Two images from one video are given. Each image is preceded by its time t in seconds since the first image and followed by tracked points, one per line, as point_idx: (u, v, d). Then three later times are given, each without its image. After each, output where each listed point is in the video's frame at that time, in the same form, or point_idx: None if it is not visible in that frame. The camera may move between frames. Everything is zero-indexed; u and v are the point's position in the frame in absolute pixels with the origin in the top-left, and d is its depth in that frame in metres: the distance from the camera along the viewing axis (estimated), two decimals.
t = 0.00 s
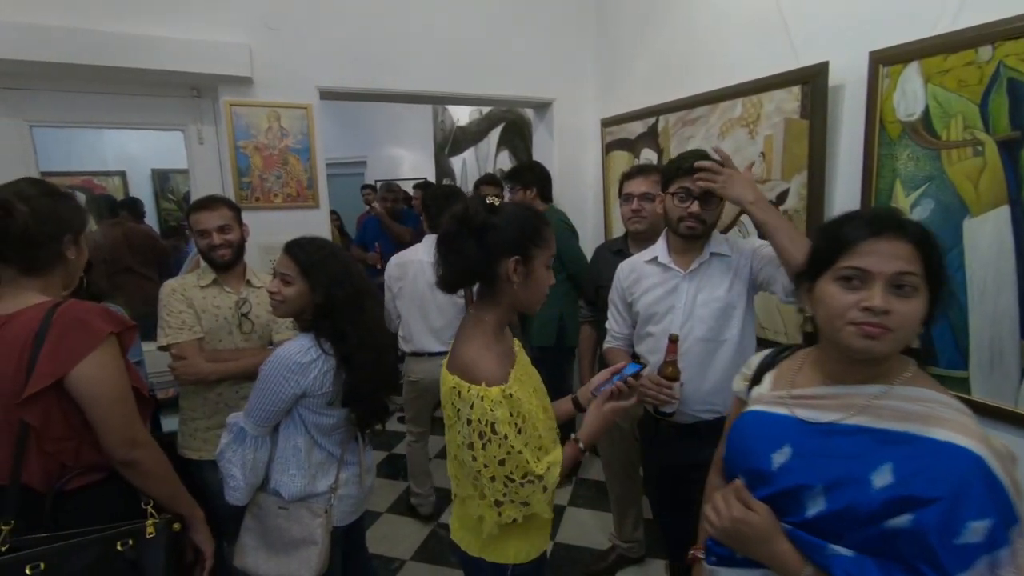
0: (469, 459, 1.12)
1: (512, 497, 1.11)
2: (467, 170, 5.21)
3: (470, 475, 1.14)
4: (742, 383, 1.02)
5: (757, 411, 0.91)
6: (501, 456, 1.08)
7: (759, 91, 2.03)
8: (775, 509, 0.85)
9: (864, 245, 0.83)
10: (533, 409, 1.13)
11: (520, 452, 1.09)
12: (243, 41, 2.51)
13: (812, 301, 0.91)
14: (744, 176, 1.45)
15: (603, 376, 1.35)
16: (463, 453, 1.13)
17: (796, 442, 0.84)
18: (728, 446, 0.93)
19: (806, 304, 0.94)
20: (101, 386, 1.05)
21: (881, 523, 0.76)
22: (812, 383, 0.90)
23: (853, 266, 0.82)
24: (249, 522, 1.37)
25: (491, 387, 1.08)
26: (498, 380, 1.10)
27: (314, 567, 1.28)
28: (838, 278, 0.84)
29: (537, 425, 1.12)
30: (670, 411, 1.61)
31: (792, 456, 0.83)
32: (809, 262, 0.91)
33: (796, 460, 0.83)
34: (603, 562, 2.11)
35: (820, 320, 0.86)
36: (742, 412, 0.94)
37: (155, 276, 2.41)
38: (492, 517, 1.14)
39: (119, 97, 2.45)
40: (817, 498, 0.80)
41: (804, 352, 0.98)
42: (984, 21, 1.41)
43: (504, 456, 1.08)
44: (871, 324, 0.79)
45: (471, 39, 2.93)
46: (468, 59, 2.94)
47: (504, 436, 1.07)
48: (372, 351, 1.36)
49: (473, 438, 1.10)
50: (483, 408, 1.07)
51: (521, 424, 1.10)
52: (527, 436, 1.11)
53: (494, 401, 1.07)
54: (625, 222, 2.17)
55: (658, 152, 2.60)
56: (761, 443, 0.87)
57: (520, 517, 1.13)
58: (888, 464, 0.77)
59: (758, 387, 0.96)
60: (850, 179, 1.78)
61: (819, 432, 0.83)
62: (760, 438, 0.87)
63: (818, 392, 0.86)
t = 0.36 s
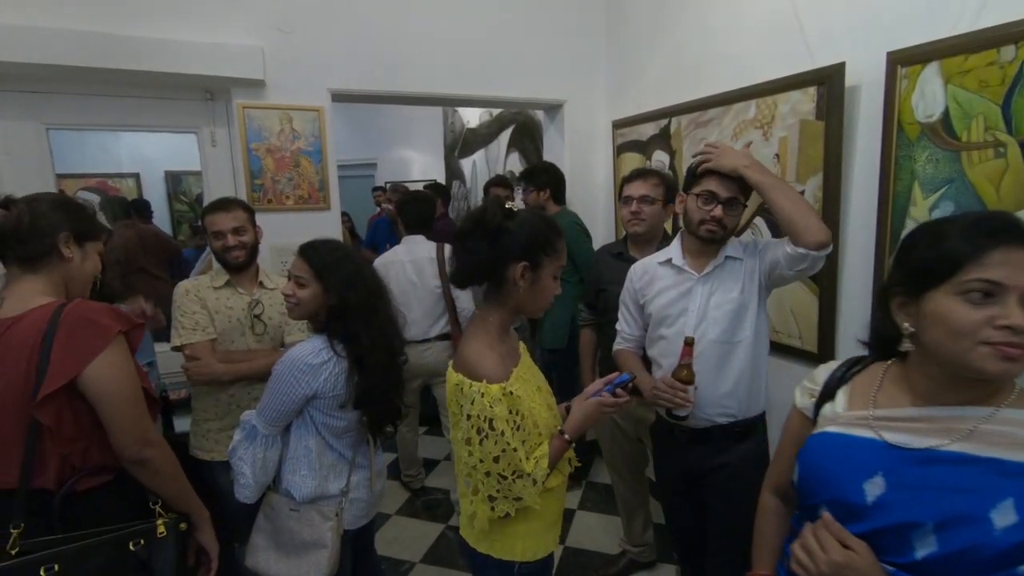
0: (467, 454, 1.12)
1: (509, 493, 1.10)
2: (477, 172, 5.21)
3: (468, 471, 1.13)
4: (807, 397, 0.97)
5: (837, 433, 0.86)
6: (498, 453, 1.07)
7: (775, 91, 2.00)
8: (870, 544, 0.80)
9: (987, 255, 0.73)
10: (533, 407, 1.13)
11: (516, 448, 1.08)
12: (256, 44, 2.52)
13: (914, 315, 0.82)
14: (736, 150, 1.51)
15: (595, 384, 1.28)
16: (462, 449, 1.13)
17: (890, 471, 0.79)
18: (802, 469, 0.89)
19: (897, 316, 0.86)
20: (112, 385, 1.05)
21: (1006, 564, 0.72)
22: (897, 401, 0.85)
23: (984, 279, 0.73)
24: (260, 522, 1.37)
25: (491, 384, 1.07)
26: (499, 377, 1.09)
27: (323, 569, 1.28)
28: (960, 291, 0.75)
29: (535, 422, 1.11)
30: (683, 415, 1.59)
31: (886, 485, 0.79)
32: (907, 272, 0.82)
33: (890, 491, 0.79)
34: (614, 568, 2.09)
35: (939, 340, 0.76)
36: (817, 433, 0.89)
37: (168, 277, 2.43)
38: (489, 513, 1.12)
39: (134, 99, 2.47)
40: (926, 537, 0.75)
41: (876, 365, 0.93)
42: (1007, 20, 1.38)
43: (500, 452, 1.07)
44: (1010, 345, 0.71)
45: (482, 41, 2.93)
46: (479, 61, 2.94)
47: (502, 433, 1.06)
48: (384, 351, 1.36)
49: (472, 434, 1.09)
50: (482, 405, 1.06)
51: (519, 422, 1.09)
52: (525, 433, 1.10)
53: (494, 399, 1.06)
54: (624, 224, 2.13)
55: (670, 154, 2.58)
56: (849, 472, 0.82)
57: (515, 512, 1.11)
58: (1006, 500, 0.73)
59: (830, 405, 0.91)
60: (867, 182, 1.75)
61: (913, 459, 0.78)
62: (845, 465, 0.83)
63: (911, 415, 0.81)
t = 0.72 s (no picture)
0: (471, 454, 1.12)
1: (512, 496, 1.09)
2: (485, 173, 5.21)
3: (472, 471, 1.13)
4: (844, 413, 0.94)
5: (887, 454, 0.84)
6: (503, 452, 1.07)
7: (784, 92, 1.99)
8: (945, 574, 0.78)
9: None
10: (542, 407, 1.12)
11: (520, 447, 1.07)
12: (264, 46, 2.53)
13: (974, 324, 0.79)
14: (761, 160, 1.46)
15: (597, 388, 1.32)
16: (467, 448, 1.13)
17: (954, 495, 0.78)
18: (853, 495, 0.86)
19: (952, 326, 0.82)
20: (103, 390, 1.05)
21: None
22: (949, 416, 0.83)
23: None
24: (269, 522, 1.37)
25: (500, 382, 1.07)
26: (508, 376, 1.09)
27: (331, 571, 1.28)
28: None
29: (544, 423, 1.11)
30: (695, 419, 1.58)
31: (956, 513, 0.78)
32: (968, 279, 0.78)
33: (962, 519, 0.78)
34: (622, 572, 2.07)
35: (1008, 352, 0.74)
36: (862, 453, 0.87)
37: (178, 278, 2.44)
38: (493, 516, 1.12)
39: (143, 101, 2.49)
40: (1013, 569, 0.74)
41: (916, 375, 0.91)
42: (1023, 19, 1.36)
43: (505, 452, 1.07)
44: None
45: (489, 43, 2.94)
46: (486, 62, 2.94)
47: (508, 431, 1.06)
48: (393, 352, 1.36)
49: (477, 432, 1.09)
50: (490, 403, 1.06)
51: (527, 422, 1.09)
52: (534, 434, 1.09)
53: (501, 397, 1.06)
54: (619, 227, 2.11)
55: (679, 155, 2.57)
56: (912, 499, 0.80)
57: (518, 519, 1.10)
58: None
59: (875, 422, 0.89)
60: (879, 183, 1.74)
61: (979, 483, 0.78)
62: (907, 492, 0.81)
63: (969, 434, 0.80)
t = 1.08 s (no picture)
0: (481, 455, 1.07)
1: (514, 505, 1.05)
2: (491, 174, 5.21)
3: (477, 474, 1.08)
4: (834, 416, 0.91)
5: (885, 459, 0.83)
6: (518, 456, 1.05)
7: (793, 92, 1.98)
8: None
9: None
10: (562, 412, 1.11)
11: (535, 451, 1.05)
12: (273, 47, 2.54)
13: (966, 323, 0.77)
14: (756, 150, 1.49)
15: (608, 386, 1.33)
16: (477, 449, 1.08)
17: (959, 499, 0.77)
18: (852, 504, 0.84)
19: (942, 324, 0.80)
20: (103, 389, 1.05)
21: None
22: (945, 418, 0.82)
23: None
24: (278, 520, 1.37)
25: (522, 385, 1.06)
26: (530, 379, 1.08)
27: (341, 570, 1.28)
28: (1023, 301, 0.71)
29: (564, 429, 1.10)
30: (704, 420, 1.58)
31: (961, 518, 0.76)
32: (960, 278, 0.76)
33: (967, 524, 0.76)
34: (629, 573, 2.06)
35: (1000, 352, 0.73)
36: (858, 458, 0.85)
37: (186, 278, 2.45)
38: (486, 525, 1.05)
39: (153, 102, 2.51)
40: None
41: (907, 375, 0.89)
42: None
43: (521, 456, 1.05)
44: None
45: (496, 43, 2.94)
46: (494, 62, 2.94)
47: (526, 435, 1.04)
48: (403, 352, 1.37)
49: (492, 433, 1.05)
50: (511, 405, 1.04)
51: (545, 426, 1.08)
52: (552, 438, 1.09)
53: (524, 400, 1.04)
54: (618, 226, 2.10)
55: (686, 155, 2.56)
56: (916, 504, 0.79)
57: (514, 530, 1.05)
58: None
59: (868, 425, 0.87)
60: (889, 182, 1.73)
61: (982, 484, 0.77)
62: (911, 499, 0.79)
63: (967, 435, 0.78)
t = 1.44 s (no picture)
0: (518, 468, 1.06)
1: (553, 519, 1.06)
2: (497, 174, 5.21)
3: (513, 490, 1.07)
4: (800, 422, 0.89)
5: (851, 461, 0.81)
6: (558, 468, 1.05)
7: (801, 92, 1.97)
8: None
9: (1003, 255, 0.70)
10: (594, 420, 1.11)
11: (575, 463, 1.06)
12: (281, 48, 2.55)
13: (921, 320, 0.79)
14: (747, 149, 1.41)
15: (610, 390, 1.30)
16: (512, 463, 1.07)
17: (927, 499, 0.76)
18: (821, 511, 0.82)
19: (900, 322, 0.82)
20: (120, 385, 1.06)
21: None
22: (906, 419, 0.81)
23: (999, 283, 0.70)
24: (284, 520, 1.38)
25: (560, 395, 1.05)
26: (566, 389, 1.07)
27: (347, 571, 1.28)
28: (973, 295, 0.72)
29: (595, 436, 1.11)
30: (709, 421, 1.57)
31: (930, 518, 0.75)
32: (913, 276, 0.78)
33: (936, 524, 0.75)
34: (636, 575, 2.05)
35: (951, 347, 0.73)
36: (825, 462, 0.83)
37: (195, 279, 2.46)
38: (525, 541, 1.06)
39: (164, 103, 2.52)
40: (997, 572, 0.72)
41: (868, 379, 0.89)
42: None
43: (561, 467, 1.05)
44: None
45: (503, 44, 2.94)
46: (501, 63, 2.94)
47: (566, 447, 1.04)
48: (410, 352, 1.37)
49: (531, 447, 1.04)
50: (548, 416, 1.03)
51: (581, 435, 1.08)
52: (587, 446, 1.09)
53: (562, 411, 1.04)
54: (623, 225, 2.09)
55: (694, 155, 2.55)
56: (886, 505, 0.77)
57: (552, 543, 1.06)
58: None
59: (833, 430, 0.85)
60: (899, 182, 1.71)
61: (950, 483, 0.76)
62: (881, 501, 0.78)
63: (929, 435, 0.78)
